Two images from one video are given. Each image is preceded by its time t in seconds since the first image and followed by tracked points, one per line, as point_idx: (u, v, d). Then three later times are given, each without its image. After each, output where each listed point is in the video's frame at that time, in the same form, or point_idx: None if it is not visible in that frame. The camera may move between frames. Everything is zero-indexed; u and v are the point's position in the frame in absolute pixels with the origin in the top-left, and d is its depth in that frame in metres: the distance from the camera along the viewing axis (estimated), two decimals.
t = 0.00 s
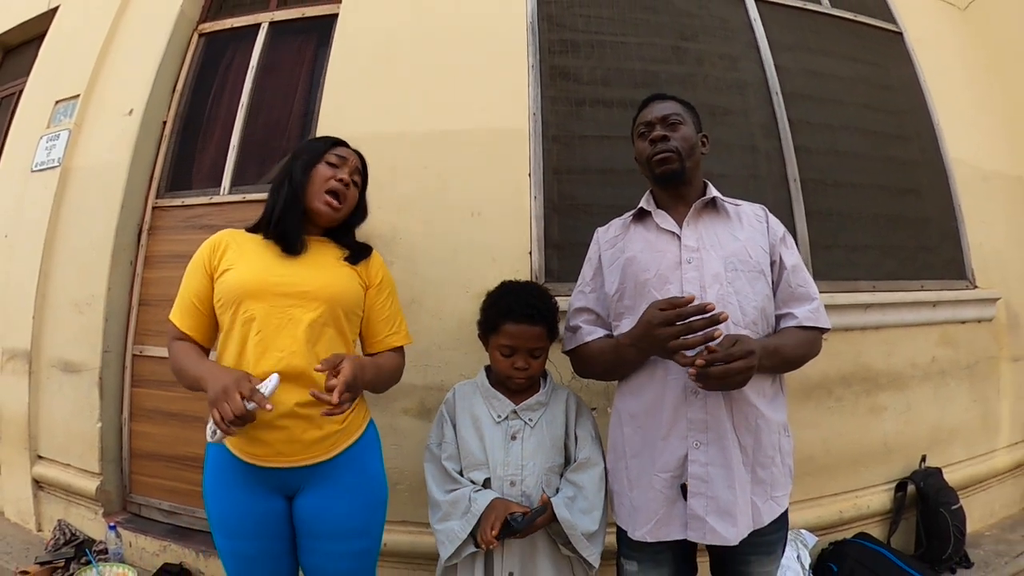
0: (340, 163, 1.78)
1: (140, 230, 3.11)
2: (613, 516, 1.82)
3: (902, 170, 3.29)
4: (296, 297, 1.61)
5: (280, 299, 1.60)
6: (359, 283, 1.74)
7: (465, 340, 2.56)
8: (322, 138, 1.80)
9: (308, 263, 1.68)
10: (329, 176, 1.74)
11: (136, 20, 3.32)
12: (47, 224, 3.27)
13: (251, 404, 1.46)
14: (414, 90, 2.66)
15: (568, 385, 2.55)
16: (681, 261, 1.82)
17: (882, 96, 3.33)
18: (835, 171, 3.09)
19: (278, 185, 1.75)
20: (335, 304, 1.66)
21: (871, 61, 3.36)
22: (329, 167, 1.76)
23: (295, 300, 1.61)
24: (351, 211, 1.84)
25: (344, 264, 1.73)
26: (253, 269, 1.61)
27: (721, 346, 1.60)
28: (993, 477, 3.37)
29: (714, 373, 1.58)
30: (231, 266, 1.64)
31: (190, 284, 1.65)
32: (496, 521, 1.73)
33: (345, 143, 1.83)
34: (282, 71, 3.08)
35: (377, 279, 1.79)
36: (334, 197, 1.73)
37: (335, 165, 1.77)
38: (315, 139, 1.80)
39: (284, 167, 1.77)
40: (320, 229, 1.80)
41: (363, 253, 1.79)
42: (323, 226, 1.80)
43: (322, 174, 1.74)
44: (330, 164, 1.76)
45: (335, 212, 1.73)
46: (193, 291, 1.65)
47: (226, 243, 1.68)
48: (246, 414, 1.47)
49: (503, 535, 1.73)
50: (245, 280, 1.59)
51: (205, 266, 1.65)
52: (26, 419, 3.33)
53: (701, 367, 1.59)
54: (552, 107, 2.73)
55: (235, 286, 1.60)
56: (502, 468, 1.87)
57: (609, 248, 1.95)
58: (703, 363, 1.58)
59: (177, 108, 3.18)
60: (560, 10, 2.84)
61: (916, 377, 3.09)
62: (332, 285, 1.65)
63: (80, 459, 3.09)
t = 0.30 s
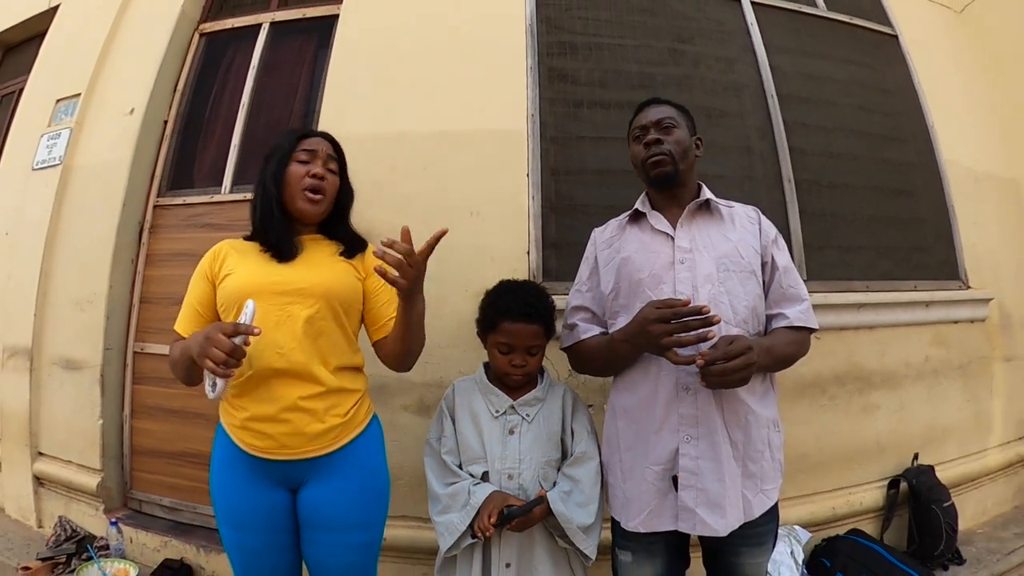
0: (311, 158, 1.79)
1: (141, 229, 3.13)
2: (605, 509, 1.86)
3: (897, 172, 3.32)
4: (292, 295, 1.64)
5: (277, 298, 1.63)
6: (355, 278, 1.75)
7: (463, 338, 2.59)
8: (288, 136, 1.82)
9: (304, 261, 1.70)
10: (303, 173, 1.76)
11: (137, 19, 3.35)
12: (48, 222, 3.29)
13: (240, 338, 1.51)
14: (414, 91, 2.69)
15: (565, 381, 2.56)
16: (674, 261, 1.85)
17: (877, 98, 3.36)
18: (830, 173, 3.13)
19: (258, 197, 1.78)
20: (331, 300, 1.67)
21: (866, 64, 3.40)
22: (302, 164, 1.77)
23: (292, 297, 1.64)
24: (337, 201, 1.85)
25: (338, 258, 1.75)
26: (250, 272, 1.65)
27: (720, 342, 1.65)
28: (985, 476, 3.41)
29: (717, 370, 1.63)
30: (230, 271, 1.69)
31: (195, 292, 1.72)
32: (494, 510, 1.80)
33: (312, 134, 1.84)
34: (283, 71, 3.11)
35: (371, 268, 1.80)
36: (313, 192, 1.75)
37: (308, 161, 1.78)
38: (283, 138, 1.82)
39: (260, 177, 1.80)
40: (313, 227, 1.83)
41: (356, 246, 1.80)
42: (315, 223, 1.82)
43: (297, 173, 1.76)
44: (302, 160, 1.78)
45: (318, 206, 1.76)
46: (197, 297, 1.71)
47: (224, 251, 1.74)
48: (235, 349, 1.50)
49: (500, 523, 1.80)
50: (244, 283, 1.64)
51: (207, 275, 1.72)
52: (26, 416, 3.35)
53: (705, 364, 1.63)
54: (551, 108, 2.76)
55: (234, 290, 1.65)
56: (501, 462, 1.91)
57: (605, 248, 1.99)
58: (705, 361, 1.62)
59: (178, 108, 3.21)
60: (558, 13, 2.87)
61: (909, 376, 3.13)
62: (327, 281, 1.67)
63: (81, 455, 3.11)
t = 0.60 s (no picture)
0: (294, 150, 1.77)
1: (143, 222, 3.16)
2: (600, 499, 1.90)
3: (894, 172, 3.34)
4: (290, 287, 1.65)
5: (276, 291, 1.65)
6: (351, 267, 1.76)
7: (462, 331, 2.61)
8: (264, 128, 1.77)
9: (300, 253, 1.72)
10: (291, 166, 1.75)
11: (140, 14, 3.37)
12: (51, 214, 3.31)
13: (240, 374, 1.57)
14: (415, 87, 2.72)
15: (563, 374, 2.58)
16: (669, 257, 1.88)
17: (876, 98, 3.39)
18: (827, 172, 3.15)
19: (243, 195, 1.74)
20: (329, 289, 1.69)
21: (865, 64, 3.42)
22: (285, 158, 1.75)
23: (290, 289, 1.66)
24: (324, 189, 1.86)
25: (332, 246, 1.76)
26: (243, 273, 1.67)
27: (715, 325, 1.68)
28: (980, 474, 3.43)
29: (709, 353, 1.68)
30: (228, 270, 1.70)
31: (195, 300, 1.75)
32: (493, 500, 1.81)
33: (289, 125, 1.80)
34: (285, 66, 3.13)
35: (367, 255, 1.81)
36: (304, 184, 1.75)
37: (290, 154, 1.76)
38: (257, 133, 1.77)
39: (242, 174, 1.75)
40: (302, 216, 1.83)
41: (347, 232, 1.81)
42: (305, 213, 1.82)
43: (283, 168, 1.75)
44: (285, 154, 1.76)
45: (312, 197, 1.77)
46: (196, 307, 1.75)
47: (218, 256, 1.74)
48: (239, 386, 1.57)
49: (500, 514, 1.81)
50: (239, 283, 1.66)
51: (203, 282, 1.73)
52: (27, 407, 3.37)
53: (697, 346, 1.68)
54: (551, 105, 2.79)
55: (232, 287, 1.66)
56: (500, 451, 1.94)
57: (602, 243, 2.02)
58: (699, 344, 1.67)
59: (181, 102, 3.23)
60: (559, 11, 2.90)
61: (904, 374, 3.15)
62: (323, 270, 1.68)
63: (82, 446, 3.13)
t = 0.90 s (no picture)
0: (292, 138, 1.80)
1: (146, 214, 3.17)
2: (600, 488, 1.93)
3: (894, 168, 3.36)
4: (297, 273, 1.67)
5: (282, 277, 1.67)
6: (357, 258, 1.78)
7: (463, 323, 2.63)
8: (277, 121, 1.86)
9: (306, 240, 1.74)
10: (282, 152, 1.77)
11: (143, 8, 3.38)
12: (53, 207, 3.33)
13: (221, 281, 1.59)
14: (417, 80, 2.73)
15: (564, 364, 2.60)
16: (666, 248, 1.90)
17: (876, 96, 3.40)
18: (827, 168, 3.16)
19: (247, 182, 1.84)
20: (335, 278, 1.71)
21: (866, 61, 3.43)
22: (282, 144, 1.80)
23: (297, 276, 1.67)
24: (326, 175, 1.83)
25: (340, 238, 1.78)
26: (251, 256, 1.69)
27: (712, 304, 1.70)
28: (978, 471, 3.44)
29: (702, 329, 1.70)
30: (234, 252, 1.72)
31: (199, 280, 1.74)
32: (495, 489, 1.82)
33: (298, 115, 1.85)
34: (288, 60, 3.14)
35: (372, 248, 1.81)
36: (287, 168, 1.75)
37: (287, 141, 1.80)
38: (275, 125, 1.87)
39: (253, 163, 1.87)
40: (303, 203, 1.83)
41: (357, 227, 1.82)
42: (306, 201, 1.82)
43: (276, 154, 1.79)
44: (284, 142, 1.81)
45: (294, 182, 1.74)
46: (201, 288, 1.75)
47: (225, 238, 1.76)
48: (225, 289, 1.57)
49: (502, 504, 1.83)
50: (248, 266, 1.67)
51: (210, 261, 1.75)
52: (29, 398, 3.38)
53: (692, 323, 1.71)
54: (552, 99, 2.80)
55: (238, 270, 1.68)
56: (503, 439, 1.96)
57: (600, 235, 2.04)
58: (694, 321, 1.70)
59: (184, 96, 3.25)
60: (561, 6, 2.91)
61: (903, 370, 3.17)
62: (331, 260, 1.71)
63: (83, 438, 3.14)
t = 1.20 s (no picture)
0: (328, 133, 1.83)
1: (145, 207, 3.18)
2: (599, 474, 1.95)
3: (891, 162, 3.38)
4: (308, 259, 1.69)
5: (293, 262, 1.68)
6: (365, 250, 1.80)
7: (463, 313, 2.64)
8: (314, 112, 1.88)
9: (317, 229, 1.76)
10: (316, 146, 1.81)
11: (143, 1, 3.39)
12: (52, 200, 3.33)
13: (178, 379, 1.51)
14: (417, 72, 2.74)
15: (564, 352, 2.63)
16: (659, 236, 1.91)
17: (873, 89, 3.42)
18: (824, 161, 3.18)
19: (273, 164, 1.86)
20: (344, 268, 1.73)
21: (863, 55, 3.45)
22: (317, 138, 1.83)
23: (307, 262, 1.69)
24: (353, 177, 1.87)
25: (350, 232, 1.80)
26: (261, 237, 1.71)
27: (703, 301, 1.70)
28: (975, 462, 3.46)
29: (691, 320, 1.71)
30: (248, 232, 1.73)
31: (208, 253, 1.75)
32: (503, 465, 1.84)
33: (335, 111, 1.87)
34: (287, 53, 3.15)
35: (382, 246, 1.85)
36: (320, 163, 1.79)
37: (323, 135, 1.83)
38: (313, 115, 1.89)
39: (282, 146, 1.88)
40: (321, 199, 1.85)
41: (369, 226, 1.84)
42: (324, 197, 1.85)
43: (310, 146, 1.82)
44: (319, 135, 1.83)
45: (325, 179, 1.79)
46: (210, 261, 1.75)
47: (239, 216, 1.78)
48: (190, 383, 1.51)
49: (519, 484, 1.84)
50: (256, 246, 1.69)
51: (221, 235, 1.76)
52: (28, 392, 3.38)
53: (683, 310, 1.73)
54: (551, 91, 2.81)
55: (248, 250, 1.69)
56: (504, 424, 1.98)
57: (595, 224, 2.05)
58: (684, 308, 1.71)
59: (183, 88, 3.25)
60: None
61: (900, 361, 3.19)
62: (342, 250, 1.73)
63: (83, 430, 3.14)
